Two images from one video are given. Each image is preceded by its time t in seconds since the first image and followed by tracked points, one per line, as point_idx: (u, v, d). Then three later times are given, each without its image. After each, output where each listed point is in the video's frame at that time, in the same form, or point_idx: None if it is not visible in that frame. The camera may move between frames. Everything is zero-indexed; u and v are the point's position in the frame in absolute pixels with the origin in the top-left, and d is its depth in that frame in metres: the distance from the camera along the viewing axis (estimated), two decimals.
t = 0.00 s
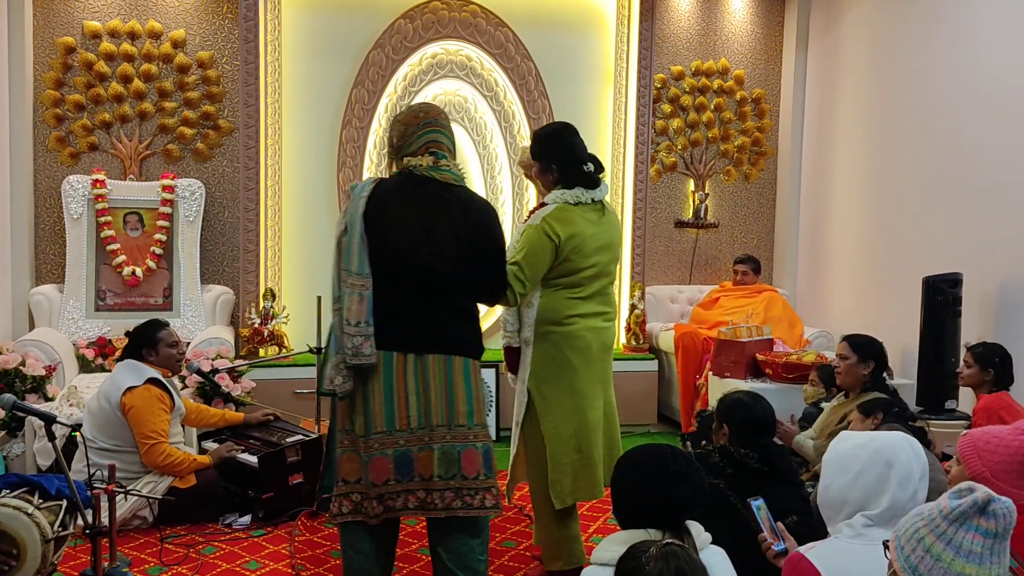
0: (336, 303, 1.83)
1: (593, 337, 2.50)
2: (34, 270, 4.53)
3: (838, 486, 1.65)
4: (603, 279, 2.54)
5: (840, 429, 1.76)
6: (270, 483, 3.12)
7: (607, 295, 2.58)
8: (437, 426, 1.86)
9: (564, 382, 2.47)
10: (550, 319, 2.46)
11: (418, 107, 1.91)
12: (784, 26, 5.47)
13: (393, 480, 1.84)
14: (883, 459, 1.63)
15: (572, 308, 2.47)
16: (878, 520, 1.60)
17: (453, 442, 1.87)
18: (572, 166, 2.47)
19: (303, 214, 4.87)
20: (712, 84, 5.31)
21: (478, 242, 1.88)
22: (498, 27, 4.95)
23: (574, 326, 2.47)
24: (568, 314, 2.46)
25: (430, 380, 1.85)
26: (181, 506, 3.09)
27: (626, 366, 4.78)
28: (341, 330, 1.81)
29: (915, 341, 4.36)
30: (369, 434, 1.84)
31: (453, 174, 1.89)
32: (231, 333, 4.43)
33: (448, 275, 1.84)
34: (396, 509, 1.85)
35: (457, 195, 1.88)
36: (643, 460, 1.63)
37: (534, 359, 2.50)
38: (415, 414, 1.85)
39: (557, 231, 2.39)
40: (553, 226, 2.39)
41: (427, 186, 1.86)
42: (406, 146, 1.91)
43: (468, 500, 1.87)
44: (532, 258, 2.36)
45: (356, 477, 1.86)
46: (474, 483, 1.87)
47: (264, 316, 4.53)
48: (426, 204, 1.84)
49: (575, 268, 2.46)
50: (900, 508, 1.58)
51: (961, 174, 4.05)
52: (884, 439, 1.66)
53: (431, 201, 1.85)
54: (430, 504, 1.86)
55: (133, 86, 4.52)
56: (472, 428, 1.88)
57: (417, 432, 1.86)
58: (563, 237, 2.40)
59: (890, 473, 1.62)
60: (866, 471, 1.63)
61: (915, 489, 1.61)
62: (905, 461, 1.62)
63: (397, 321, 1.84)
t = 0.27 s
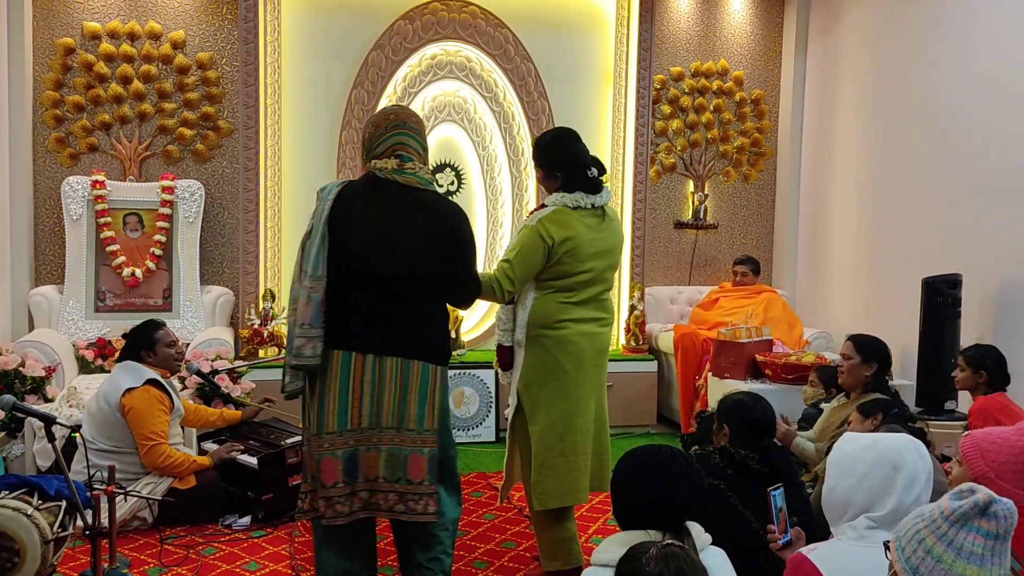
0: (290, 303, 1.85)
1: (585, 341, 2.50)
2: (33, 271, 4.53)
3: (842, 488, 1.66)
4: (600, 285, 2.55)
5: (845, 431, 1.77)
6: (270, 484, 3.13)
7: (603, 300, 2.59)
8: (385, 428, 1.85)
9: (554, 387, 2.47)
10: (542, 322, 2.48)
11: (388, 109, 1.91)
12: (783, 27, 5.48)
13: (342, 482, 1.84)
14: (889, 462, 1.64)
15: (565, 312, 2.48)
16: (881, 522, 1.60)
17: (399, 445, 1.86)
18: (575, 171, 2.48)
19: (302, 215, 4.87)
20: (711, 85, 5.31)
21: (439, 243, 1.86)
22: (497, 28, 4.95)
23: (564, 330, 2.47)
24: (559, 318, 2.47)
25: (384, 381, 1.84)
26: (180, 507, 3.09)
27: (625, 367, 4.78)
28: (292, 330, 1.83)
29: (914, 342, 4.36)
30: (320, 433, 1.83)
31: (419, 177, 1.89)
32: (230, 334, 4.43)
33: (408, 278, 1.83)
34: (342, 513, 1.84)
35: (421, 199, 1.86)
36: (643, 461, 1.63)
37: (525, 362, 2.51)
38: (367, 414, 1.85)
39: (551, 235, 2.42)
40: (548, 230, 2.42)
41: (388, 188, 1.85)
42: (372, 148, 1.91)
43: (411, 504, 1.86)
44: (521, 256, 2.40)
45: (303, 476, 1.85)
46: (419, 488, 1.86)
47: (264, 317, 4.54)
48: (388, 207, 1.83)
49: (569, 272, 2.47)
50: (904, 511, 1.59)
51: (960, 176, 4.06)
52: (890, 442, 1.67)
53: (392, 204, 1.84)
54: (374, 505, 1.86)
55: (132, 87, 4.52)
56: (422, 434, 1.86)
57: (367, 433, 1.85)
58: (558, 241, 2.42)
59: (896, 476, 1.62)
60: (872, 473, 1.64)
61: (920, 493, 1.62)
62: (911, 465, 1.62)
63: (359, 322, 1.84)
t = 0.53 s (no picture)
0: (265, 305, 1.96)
1: (582, 337, 2.50)
2: (32, 272, 4.52)
3: (848, 489, 1.65)
4: (595, 282, 2.55)
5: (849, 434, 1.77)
6: (270, 485, 3.12)
7: (599, 297, 2.59)
8: (368, 421, 1.84)
9: (553, 383, 2.47)
10: (539, 319, 2.48)
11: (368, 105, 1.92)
12: (783, 28, 5.48)
13: (320, 479, 1.81)
14: (896, 465, 1.64)
15: (561, 309, 2.48)
16: (886, 524, 1.60)
17: (378, 435, 1.86)
18: (572, 168, 2.48)
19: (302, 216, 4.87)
20: (711, 86, 5.32)
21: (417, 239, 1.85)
22: (497, 29, 4.95)
23: (561, 326, 2.47)
24: (555, 315, 2.47)
25: (372, 372, 1.84)
26: (180, 508, 3.08)
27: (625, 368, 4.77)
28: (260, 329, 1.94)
29: (914, 342, 4.36)
30: (306, 430, 1.82)
31: (394, 173, 1.88)
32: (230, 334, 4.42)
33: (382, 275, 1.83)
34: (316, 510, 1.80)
35: (396, 193, 1.86)
36: (644, 462, 1.63)
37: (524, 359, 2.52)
38: (352, 410, 1.83)
39: (547, 231, 2.42)
40: (543, 225, 2.42)
41: (363, 186, 1.86)
42: (351, 146, 1.93)
43: (374, 489, 1.86)
44: (516, 251, 2.40)
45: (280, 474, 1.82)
46: (387, 474, 1.86)
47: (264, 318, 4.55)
48: (367, 207, 1.84)
49: (562, 268, 2.47)
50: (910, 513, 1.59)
51: (960, 176, 4.05)
52: (897, 445, 1.67)
53: (368, 201, 1.84)
54: (346, 499, 1.84)
55: (132, 87, 4.52)
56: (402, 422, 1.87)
57: (351, 427, 1.84)
58: (553, 237, 2.43)
59: (903, 479, 1.63)
60: (878, 475, 1.64)
61: (925, 497, 1.63)
62: (919, 468, 1.63)
63: (337, 320, 1.84)
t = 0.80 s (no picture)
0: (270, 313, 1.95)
1: (581, 335, 2.50)
2: (32, 272, 4.52)
3: (849, 490, 1.65)
4: (593, 281, 2.56)
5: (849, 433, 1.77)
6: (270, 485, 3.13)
7: (598, 296, 2.59)
8: (378, 428, 1.84)
9: (551, 382, 2.48)
10: (538, 318, 2.48)
11: (358, 111, 1.92)
12: (782, 28, 5.48)
13: (339, 485, 1.83)
14: (897, 465, 1.64)
15: (559, 308, 2.48)
16: (886, 523, 1.61)
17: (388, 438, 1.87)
18: (571, 170, 2.48)
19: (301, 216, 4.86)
20: (711, 85, 5.32)
21: (410, 236, 1.86)
22: (497, 28, 4.95)
23: (561, 325, 2.48)
24: (554, 314, 2.48)
25: (376, 384, 1.84)
26: (181, 508, 3.08)
27: (624, 368, 4.77)
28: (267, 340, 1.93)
29: (914, 342, 4.36)
30: (318, 439, 1.82)
31: (393, 178, 1.89)
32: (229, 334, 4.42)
33: (383, 280, 1.84)
34: (340, 517, 1.82)
35: (396, 197, 1.87)
36: (645, 463, 1.63)
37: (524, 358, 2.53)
38: (362, 415, 1.83)
39: (545, 230, 2.42)
40: (541, 225, 2.42)
41: (363, 194, 1.86)
42: (345, 153, 1.92)
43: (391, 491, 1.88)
44: (515, 251, 2.40)
45: (298, 484, 1.83)
46: (402, 477, 1.88)
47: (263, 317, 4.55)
48: (364, 210, 1.84)
49: (560, 267, 2.47)
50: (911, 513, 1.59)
51: (960, 177, 4.05)
52: (897, 445, 1.67)
53: (365, 207, 1.85)
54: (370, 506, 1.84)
55: (131, 87, 4.52)
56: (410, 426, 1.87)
57: (363, 434, 1.83)
58: (551, 237, 2.43)
59: (904, 479, 1.63)
60: (878, 476, 1.64)
61: (927, 497, 1.62)
62: (919, 468, 1.63)
63: (340, 327, 1.84)
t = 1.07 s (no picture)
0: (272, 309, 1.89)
1: (581, 331, 2.50)
2: (31, 270, 4.52)
3: (849, 489, 1.65)
4: (594, 276, 2.56)
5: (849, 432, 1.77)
6: (271, 484, 3.13)
7: (597, 291, 2.60)
8: (376, 413, 1.85)
9: (550, 374, 2.49)
10: (539, 315, 2.48)
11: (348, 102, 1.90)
12: (782, 26, 5.48)
13: (345, 467, 1.84)
14: (897, 464, 1.64)
15: (562, 304, 2.49)
16: (886, 522, 1.61)
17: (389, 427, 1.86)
18: (572, 167, 2.49)
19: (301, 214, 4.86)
20: (710, 84, 5.32)
21: (404, 229, 1.85)
22: (496, 27, 4.94)
23: (564, 322, 2.48)
24: (556, 311, 2.48)
25: (370, 367, 1.85)
26: (180, 507, 3.09)
27: (624, 367, 4.77)
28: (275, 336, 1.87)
29: (913, 341, 4.37)
30: (315, 423, 1.85)
31: (383, 168, 1.88)
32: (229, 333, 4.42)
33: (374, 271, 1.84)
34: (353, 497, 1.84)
35: (387, 188, 1.85)
36: (645, 460, 1.63)
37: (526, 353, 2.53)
38: (358, 401, 1.85)
39: (549, 227, 2.43)
40: (545, 221, 2.43)
41: (352, 181, 1.85)
42: (334, 144, 1.91)
43: (402, 483, 1.86)
44: (521, 249, 2.41)
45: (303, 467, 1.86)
46: (410, 468, 1.86)
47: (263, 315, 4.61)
48: (357, 201, 1.83)
49: (563, 263, 2.48)
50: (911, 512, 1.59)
51: (960, 177, 4.05)
52: (896, 443, 1.67)
53: (356, 196, 1.84)
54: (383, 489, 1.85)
55: (131, 85, 4.51)
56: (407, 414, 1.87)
57: (362, 418, 1.85)
58: (556, 234, 2.43)
59: (904, 478, 1.63)
60: (878, 476, 1.64)
61: (927, 496, 1.63)
62: (920, 467, 1.63)
63: (333, 320, 1.85)
